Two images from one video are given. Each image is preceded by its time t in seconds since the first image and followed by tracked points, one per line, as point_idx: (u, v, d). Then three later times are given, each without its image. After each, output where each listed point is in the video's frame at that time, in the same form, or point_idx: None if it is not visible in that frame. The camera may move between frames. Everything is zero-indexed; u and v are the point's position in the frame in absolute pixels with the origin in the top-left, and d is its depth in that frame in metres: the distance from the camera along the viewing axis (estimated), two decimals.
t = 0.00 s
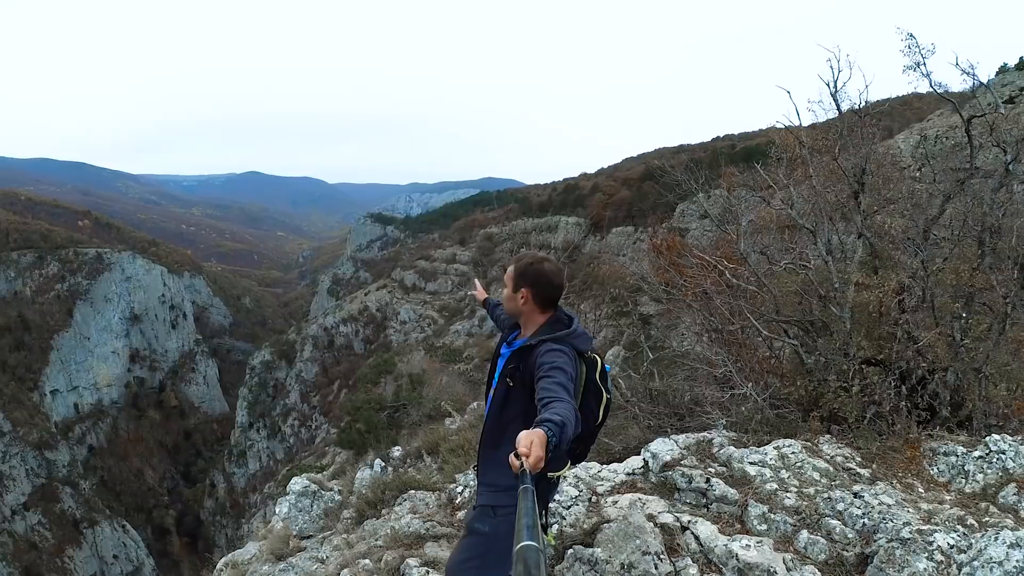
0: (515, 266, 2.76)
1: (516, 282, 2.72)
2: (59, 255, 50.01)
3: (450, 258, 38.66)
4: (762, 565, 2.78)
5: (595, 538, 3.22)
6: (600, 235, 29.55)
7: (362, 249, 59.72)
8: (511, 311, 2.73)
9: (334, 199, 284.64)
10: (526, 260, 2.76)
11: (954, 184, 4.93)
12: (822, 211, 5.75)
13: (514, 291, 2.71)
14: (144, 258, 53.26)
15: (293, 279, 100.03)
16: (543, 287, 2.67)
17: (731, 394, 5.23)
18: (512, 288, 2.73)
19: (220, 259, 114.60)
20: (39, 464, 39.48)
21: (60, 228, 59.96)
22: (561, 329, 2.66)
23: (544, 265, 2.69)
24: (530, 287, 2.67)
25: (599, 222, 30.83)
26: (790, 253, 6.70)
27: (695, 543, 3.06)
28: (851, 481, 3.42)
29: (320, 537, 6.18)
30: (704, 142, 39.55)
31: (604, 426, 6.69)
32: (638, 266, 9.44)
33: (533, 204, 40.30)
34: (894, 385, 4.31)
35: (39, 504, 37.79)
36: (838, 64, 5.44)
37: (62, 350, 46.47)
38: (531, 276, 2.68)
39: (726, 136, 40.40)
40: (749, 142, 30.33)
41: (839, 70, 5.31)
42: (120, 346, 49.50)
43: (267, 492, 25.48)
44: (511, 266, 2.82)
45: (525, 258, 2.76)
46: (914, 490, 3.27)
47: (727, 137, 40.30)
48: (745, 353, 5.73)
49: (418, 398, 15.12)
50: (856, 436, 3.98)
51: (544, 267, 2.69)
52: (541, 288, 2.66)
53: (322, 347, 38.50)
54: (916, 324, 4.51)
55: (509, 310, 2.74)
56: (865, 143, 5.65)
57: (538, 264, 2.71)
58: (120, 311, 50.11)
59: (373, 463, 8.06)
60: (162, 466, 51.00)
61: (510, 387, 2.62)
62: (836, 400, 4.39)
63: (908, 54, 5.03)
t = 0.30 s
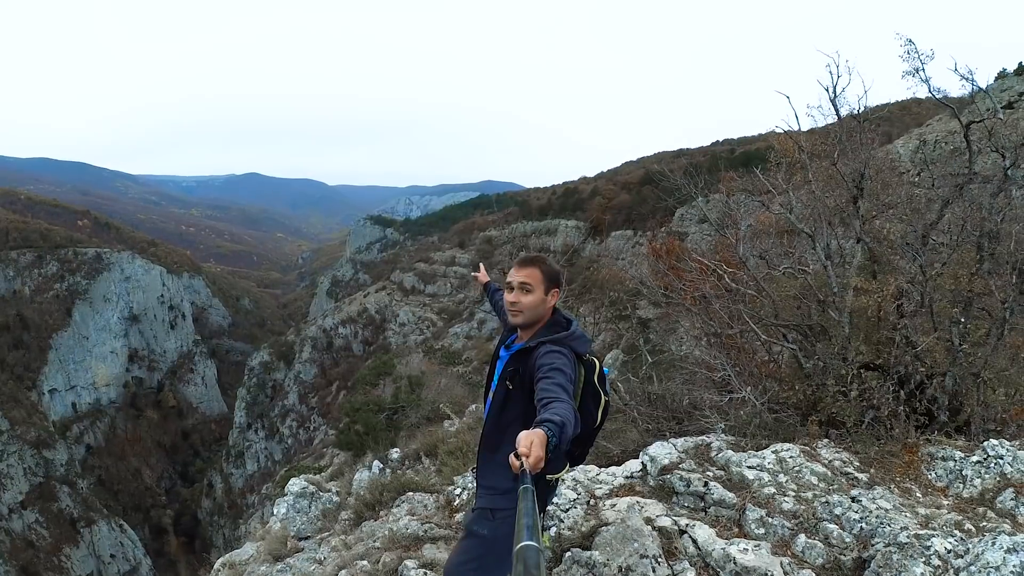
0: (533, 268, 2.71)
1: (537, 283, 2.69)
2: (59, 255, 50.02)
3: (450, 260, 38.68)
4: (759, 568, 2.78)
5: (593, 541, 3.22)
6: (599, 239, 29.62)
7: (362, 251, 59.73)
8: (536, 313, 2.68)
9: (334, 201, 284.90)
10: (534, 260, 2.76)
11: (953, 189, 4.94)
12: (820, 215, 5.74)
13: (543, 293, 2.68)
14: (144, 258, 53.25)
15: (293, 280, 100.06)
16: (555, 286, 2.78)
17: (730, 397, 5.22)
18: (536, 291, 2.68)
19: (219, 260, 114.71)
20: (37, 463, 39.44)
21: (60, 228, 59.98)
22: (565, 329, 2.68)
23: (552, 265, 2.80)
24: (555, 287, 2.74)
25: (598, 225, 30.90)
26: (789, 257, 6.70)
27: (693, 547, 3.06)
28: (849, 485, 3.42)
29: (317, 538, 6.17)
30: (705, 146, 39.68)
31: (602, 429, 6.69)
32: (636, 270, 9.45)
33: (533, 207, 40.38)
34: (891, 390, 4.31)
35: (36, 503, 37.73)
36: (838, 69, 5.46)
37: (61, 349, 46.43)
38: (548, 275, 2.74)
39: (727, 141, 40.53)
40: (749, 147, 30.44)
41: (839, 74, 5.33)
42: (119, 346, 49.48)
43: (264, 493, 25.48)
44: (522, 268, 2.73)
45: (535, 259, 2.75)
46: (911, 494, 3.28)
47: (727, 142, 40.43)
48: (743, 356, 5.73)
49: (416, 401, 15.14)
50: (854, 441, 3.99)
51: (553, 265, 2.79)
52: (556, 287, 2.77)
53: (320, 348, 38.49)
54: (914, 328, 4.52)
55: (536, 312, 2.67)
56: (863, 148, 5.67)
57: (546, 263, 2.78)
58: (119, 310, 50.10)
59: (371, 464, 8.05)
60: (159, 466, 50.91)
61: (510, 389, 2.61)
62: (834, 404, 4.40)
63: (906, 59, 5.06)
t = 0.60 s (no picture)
0: (534, 268, 2.71)
1: (539, 283, 2.69)
2: (64, 249, 50.22)
3: (454, 252, 38.64)
4: (760, 567, 2.79)
5: (595, 537, 3.24)
6: (604, 231, 29.56)
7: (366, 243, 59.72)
8: (539, 313, 2.68)
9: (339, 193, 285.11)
10: (533, 259, 2.76)
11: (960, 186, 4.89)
12: (825, 211, 5.70)
13: (545, 292, 2.70)
14: (149, 252, 53.39)
15: (298, 273, 100.35)
16: (554, 285, 2.80)
17: (733, 394, 5.20)
18: (538, 291, 2.68)
19: (225, 252, 115.05)
20: (44, 456, 39.80)
21: (65, 221, 60.22)
22: (564, 327, 2.69)
23: (551, 264, 2.82)
24: (555, 286, 2.77)
25: (603, 217, 30.82)
26: (794, 253, 6.66)
27: (694, 544, 3.08)
28: (852, 484, 3.42)
29: (322, 532, 6.21)
30: (710, 137, 39.44)
31: (605, 424, 6.70)
32: (640, 264, 9.41)
33: (537, 200, 40.27)
34: (894, 388, 4.30)
35: (44, 496, 38.10)
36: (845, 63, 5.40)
37: (67, 343, 46.73)
38: (548, 274, 2.75)
39: (733, 132, 40.28)
40: (755, 139, 30.23)
41: (845, 69, 5.26)
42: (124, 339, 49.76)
43: (270, 484, 25.72)
44: (522, 269, 2.73)
45: (534, 258, 2.76)
46: (912, 493, 3.28)
47: (734, 133, 40.17)
48: (746, 352, 5.71)
49: (421, 393, 15.17)
50: (857, 439, 3.98)
51: (551, 265, 2.80)
52: (556, 286, 2.79)
53: (325, 340, 38.61)
54: (918, 326, 4.50)
55: (538, 312, 2.67)
56: (870, 143, 5.60)
57: (544, 262, 2.79)
58: (124, 304, 50.34)
59: (375, 457, 8.09)
60: (166, 458, 51.33)
61: (510, 389, 2.62)
62: (838, 402, 4.39)
63: (914, 53, 4.99)
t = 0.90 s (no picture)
0: (532, 268, 2.71)
1: (537, 284, 2.70)
2: (57, 244, 49.87)
3: (449, 250, 38.58)
4: (755, 567, 2.81)
5: (591, 537, 3.24)
6: (599, 230, 29.63)
7: (361, 240, 59.63)
8: (537, 313, 2.68)
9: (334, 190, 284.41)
10: (530, 259, 2.76)
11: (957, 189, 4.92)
12: (822, 212, 5.72)
13: (543, 292, 2.70)
14: (143, 248, 53.08)
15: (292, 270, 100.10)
16: (551, 283, 2.81)
17: (729, 394, 5.22)
18: (536, 291, 2.68)
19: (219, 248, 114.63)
20: (36, 453, 39.53)
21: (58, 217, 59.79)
22: (563, 327, 2.69)
23: (548, 263, 2.82)
24: (552, 285, 2.77)
25: (598, 217, 30.90)
26: (790, 253, 6.68)
27: (690, 544, 3.09)
28: (847, 484, 3.44)
29: (316, 530, 6.20)
30: (706, 138, 39.57)
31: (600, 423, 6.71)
32: (637, 263, 9.43)
33: (533, 198, 40.29)
34: (889, 389, 4.33)
35: (36, 493, 37.86)
36: (842, 66, 5.42)
37: (60, 339, 46.42)
38: (545, 274, 2.76)
39: (728, 133, 40.43)
40: (751, 140, 30.37)
41: (843, 71, 5.28)
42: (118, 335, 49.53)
43: (263, 482, 25.66)
44: (519, 269, 2.73)
45: (531, 258, 2.76)
46: (907, 495, 3.30)
47: (729, 134, 40.31)
48: (742, 353, 5.73)
49: (416, 392, 15.15)
50: (852, 440, 4.00)
51: (549, 264, 2.81)
52: (553, 286, 2.79)
53: (319, 338, 38.53)
54: (914, 328, 4.53)
55: (536, 313, 2.68)
56: (867, 145, 5.63)
57: (541, 261, 2.79)
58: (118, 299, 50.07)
59: (370, 455, 8.07)
60: (158, 455, 51.11)
61: (509, 389, 2.63)
62: (833, 402, 4.41)
63: (913, 56, 5.01)
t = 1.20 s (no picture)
0: (530, 268, 2.71)
1: (536, 283, 2.70)
2: (51, 240, 49.51)
3: (445, 247, 38.51)
4: (753, 566, 2.82)
5: (589, 536, 3.25)
6: (594, 229, 29.67)
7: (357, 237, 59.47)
8: (536, 313, 2.69)
9: (329, 187, 283.70)
10: (530, 258, 2.76)
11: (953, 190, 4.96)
12: (818, 212, 5.74)
13: (540, 293, 2.70)
14: (137, 244, 52.76)
15: (287, 266, 99.79)
16: (550, 282, 2.81)
17: (725, 393, 5.24)
18: (535, 291, 2.69)
19: (214, 244, 114.11)
20: (30, 450, 39.27)
21: (52, 212, 59.40)
22: (562, 326, 2.70)
23: (547, 262, 2.80)
24: (550, 285, 2.76)
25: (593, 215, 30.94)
26: (786, 253, 6.70)
27: (688, 543, 3.10)
28: (843, 484, 3.47)
29: (312, 527, 6.20)
30: (701, 137, 39.65)
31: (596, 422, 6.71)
32: (633, 262, 9.44)
33: (528, 196, 40.26)
34: (885, 389, 4.35)
35: (30, 490, 37.63)
36: (842, 66, 5.44)
37: (54, 335, 46.12)
38: (544, 273, 2.75)
39: (724, 132, 40.55)
40: (746, 139, 30.46)
41: (842, 72, 5.30)
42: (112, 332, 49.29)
43: (257, 479, 25.62)
44: (518, 269, 2.72)
45: (530, 258, 2.76)
46: (903, 494, 3.33)
47: (725, 133, 40.42)
48: (737, 352, 5.76)
49: (411, 389, 15.15)
50: (847, 440, 4.03)
51: (547, 263, 2.81)
52: (551, 284, 2.78)
53: (314, 335, 38.44)
54: (909, 329, 4.56)
55: (535, 312, 2.68)
56: (864, 147, 5.65)
57: (539, 260, 2.79)
58: (112, 296, 49.79)
59: (365, 453, 8.06)
60: (152, 452, 50.89)
61: (509, 389, 2.63)
62: (828, 402, 4.44)
63: (910, 59, 5.05)
